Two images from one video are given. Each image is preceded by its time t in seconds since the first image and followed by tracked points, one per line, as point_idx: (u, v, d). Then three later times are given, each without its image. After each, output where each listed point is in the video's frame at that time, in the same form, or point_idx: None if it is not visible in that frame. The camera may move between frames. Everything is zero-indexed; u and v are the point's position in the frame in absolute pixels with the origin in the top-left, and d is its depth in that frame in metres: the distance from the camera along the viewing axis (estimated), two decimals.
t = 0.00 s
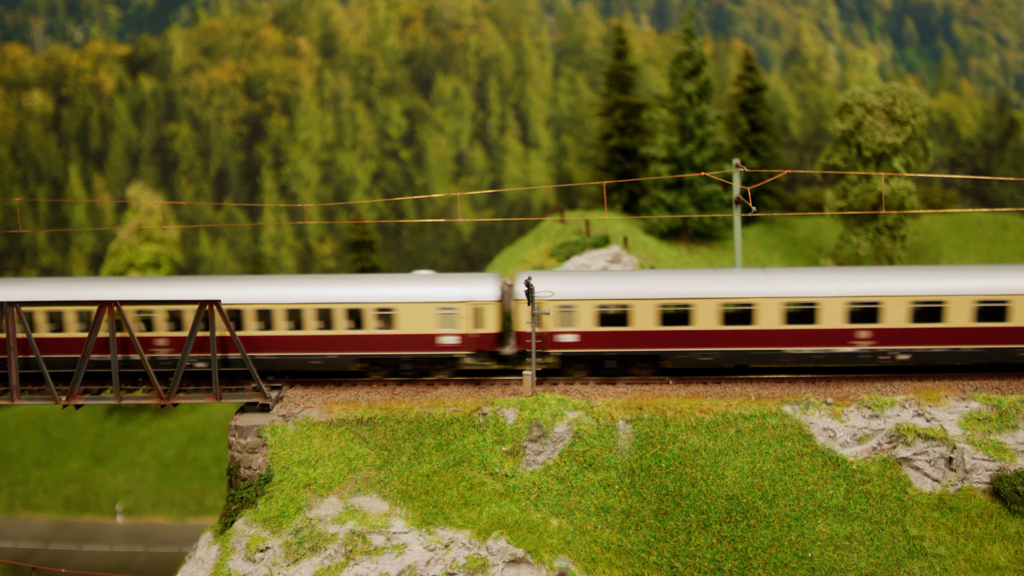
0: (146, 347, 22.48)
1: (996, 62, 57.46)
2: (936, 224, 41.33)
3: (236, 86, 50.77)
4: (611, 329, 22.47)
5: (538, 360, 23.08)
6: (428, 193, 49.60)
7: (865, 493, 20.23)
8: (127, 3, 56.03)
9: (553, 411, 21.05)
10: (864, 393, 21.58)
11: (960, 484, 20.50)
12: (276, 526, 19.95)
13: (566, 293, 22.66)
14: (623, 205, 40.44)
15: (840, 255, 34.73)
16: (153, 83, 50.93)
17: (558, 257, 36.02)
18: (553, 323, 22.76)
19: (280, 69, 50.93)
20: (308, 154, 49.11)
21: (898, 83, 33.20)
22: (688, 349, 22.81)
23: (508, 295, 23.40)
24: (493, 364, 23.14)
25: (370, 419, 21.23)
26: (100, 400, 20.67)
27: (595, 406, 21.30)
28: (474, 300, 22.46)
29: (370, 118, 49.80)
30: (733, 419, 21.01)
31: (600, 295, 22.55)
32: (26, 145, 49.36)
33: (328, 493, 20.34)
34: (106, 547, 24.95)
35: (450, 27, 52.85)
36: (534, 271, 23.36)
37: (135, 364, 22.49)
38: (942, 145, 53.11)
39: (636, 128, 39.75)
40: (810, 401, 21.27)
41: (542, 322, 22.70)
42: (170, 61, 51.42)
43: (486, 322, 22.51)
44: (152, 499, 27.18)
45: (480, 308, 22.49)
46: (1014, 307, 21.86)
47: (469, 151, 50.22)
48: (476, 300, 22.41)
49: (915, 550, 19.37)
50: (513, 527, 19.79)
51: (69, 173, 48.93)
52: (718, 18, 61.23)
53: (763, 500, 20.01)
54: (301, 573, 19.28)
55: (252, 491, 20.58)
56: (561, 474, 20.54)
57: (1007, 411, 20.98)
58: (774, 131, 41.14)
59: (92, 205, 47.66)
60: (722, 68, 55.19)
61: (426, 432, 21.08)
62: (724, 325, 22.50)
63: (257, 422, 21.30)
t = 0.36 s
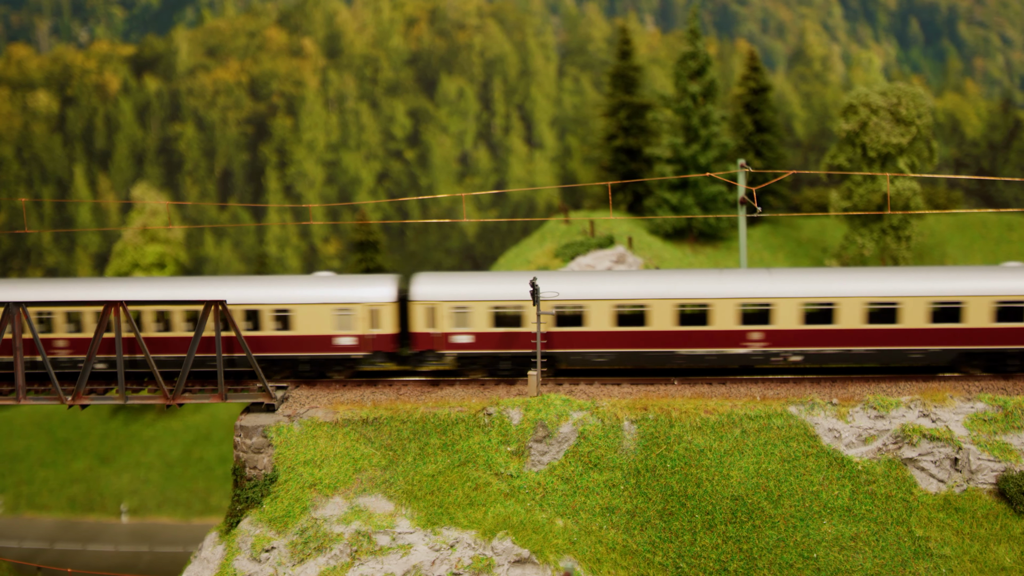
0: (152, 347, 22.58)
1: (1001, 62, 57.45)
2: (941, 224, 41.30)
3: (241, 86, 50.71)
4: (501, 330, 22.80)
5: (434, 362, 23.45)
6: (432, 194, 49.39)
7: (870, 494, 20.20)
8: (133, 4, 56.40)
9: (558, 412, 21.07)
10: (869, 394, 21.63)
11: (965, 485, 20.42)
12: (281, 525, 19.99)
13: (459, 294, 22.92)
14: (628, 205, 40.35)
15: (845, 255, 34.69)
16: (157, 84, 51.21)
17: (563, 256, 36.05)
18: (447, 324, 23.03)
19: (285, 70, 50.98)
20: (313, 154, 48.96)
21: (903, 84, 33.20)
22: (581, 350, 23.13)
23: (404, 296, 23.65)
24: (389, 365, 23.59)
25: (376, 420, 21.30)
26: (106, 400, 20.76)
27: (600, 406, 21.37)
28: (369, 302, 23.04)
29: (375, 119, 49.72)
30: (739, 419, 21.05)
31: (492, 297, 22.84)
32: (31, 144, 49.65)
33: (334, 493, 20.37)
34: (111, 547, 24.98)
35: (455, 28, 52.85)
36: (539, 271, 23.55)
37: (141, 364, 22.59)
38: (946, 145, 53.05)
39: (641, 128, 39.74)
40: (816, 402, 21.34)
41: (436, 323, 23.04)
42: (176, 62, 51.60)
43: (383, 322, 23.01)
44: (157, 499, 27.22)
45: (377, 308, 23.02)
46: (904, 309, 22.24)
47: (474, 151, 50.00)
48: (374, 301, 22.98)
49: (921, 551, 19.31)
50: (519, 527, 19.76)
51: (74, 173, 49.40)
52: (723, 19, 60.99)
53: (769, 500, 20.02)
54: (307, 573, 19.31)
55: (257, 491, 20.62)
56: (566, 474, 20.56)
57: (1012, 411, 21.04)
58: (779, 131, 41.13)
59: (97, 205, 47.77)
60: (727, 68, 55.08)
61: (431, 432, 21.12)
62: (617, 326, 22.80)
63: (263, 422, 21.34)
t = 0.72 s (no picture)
0: (166, 343, 22.68)
1: (1016, 60, 57.09)
2: (956, 223, 41.18)
3: (254, 85, 50.64)
4: (405, 328, 23.25)
5: (341, 360, 24.02)
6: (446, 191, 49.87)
7: (885, 493, 20.11)
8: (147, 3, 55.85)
9: (572, 410, 21.53)
10: (884, 392, 21.92)
11: (982, 484, 20.25)
12: (296, 523, 19.94)
13: (366, 293, 23.38)
14: (641, 203, 40.34)
15: (861, 254, 34.57)
16: (172, 82, 50.80)
17: (577, 254, 36.11)
18: (354, 322, 23.51)
19: (298, 67, 50.67)
20: (325, 152, 49.69)
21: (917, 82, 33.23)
22: (487, 348, 23.49)
23: (310, 294, 24.05)
24: (298, 362, 24.11)
25: (390, 417, 21.71)
26: (121, 396, 20.84)
27: (615, 404, 21.83)
28: (275, 299, 23.38)
29: (388, 116, 50.22)
30: (754, 417, 21.38)
31: (397, 296, 23.30)
32: (44, 142, 49.74)
33: (349, 490, 20.36)
34: (125, 542, 25.03)
35: (467, 26, 51.77)
36: (551, 270, 23.71)
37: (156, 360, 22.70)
38: (961, 143, 52.90)
39: (654, 126, 39.60)
40: (831, 400, 21.69)
41: (343, 322, 23.51)
42: (190, 60, 51.01)
43: (289, 320, 23.41)
44: (171, 495, 27.30)
45: (283, 306, 23.39)
46: (806, 308, 22.60)
47: (487, 149, 50.29)
48: (280, 299, 23.34)
49: (937, 550, 18.99)
50: (533, 526, 19.67)
51: (88, 171, 49.65)
52: (737, 17, 60.09)
53: (784, 499, 19.96)
54: (321, 570, 19.27)
55: (272, 488, 20.67)
56: (581, 472, 20.70)
57: None
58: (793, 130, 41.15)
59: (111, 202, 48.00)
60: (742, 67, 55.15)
61: (446, 429, 21.48)
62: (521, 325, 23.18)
63: (278, 419, 21.56)
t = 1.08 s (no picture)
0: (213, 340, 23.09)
1: None
2: (1002, 223, 40.75)
3: (296, 84, 51.07)
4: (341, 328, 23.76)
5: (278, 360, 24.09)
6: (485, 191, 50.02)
7: (933, 495, 19.92)
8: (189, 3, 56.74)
9: (616, 409, 21.74)
10: (932, 394, 22.05)
11: None
12: (342, 519, 20.16)
13: (300, 293, 23.91)
14: (682, 203, 40.60)
15: (905, 254, 34.56)
16: (214, 82, 51.40)
17: (618, 254, 36.46)
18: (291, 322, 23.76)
19: (339, 67, 51.08)
20: (365, 151, 50.04)
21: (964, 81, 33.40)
22: (422, 348, 23.98)
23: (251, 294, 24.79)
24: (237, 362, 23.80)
25: (435, 415, 21.99)
26: (169, 393, 21.02)
27: (659, 404, 22.00)
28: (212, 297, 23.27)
29: (428, 115, 50.44)
30: (799, 418, 21.47)
31: (332, 296, 23.86)
32: (89, 142, 50.72)
33: (394, 488, 20.54)
34: (169, 539, 26.55)
35: (507, 25, 51.74)
36: (597, 269, 23.98)
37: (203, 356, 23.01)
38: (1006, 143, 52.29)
39: (696, 125, 39.72)
40: (877, 401, 21.76)
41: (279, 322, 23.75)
42: (232, 60, 51.63)
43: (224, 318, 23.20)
44: (212, 491, 28.39)
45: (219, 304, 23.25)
46: (737, 309, 22.93)
47: (526, 149, 50.29)
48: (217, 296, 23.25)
49: (986, 553, 18.77)
50: (578, 525, 19.70)
51: (131, 169, 50.58)
52: (779, 16, 58.96)
53: (831, 500, 19.86)
54: (367, 566, 19.28)
55: (318, 485, 20.92)
56: (625, 472, 20.72)
57: None
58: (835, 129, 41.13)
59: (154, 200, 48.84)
60: (783, 67, 53.97)
61: (490, 428, 21.71)
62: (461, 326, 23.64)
63: (323, 416, 21.79)
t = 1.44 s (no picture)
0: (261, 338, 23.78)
1: None
2: None
3: (341, 84, 51.70)
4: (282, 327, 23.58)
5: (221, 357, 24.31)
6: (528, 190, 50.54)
7: (985, 499, 19.74)
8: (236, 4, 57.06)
9: (664, 410, 21.75)
10: (985, 397, 21.83)
11: None
12: (389, 518, 20.33)
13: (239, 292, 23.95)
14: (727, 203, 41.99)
15: (953, 255, 34.58)
16: (260, 82, 51.87)
17: (665, 254, 37.60)
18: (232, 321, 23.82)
19: (384, 67, 51.74)
20: (410, 151, 50.71)
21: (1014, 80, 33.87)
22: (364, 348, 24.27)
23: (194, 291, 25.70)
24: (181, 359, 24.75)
25: (481, 414, 22.18)
26: (218, 390, 21.81)
27: (707, 405, 21.94)
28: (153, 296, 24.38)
29: (472, 115, 50.91)
30: (849, 420, 21.33)
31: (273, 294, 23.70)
32: (138, 142, 51.42)
33: (441, 487, 20.69)
34: (215, 534, 28.31)
35: (552, 25, 52.43)
36: (644, 269, 24.07)
37: (251, 353, 23.85)
38: None
39: (741, 125, 41.19)
40: (929, 404, 21.56)
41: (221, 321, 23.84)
42: (278, 61, 52.04)
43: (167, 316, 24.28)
44: (257, 488, 30.65)
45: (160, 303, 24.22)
46: (669, 311, 23.39)
47: (570, 149, 51.09)
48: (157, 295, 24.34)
49: None
50: (626, 525, 19.74)
51: (178, 169, 51.02)
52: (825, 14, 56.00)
53: (881, 503, 19.71)
54: (414, 565, 19.49)
55: (365, 483, 21.17)
56: (672, 472, 20.75)
57: None
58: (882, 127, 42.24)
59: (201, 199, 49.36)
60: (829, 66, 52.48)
61: (537, 428, 21.86)
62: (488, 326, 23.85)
63: (371, 415, 22.05)
